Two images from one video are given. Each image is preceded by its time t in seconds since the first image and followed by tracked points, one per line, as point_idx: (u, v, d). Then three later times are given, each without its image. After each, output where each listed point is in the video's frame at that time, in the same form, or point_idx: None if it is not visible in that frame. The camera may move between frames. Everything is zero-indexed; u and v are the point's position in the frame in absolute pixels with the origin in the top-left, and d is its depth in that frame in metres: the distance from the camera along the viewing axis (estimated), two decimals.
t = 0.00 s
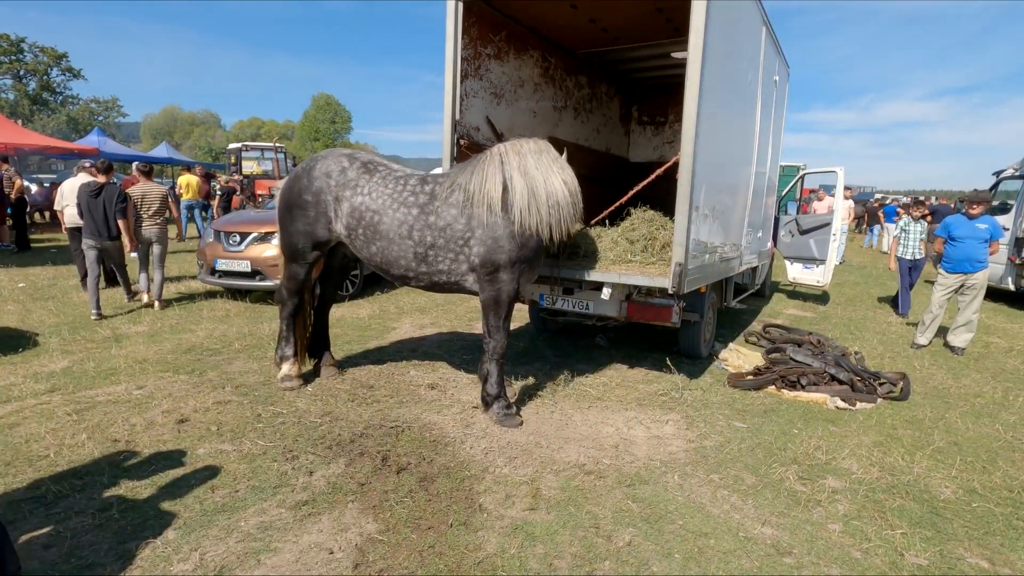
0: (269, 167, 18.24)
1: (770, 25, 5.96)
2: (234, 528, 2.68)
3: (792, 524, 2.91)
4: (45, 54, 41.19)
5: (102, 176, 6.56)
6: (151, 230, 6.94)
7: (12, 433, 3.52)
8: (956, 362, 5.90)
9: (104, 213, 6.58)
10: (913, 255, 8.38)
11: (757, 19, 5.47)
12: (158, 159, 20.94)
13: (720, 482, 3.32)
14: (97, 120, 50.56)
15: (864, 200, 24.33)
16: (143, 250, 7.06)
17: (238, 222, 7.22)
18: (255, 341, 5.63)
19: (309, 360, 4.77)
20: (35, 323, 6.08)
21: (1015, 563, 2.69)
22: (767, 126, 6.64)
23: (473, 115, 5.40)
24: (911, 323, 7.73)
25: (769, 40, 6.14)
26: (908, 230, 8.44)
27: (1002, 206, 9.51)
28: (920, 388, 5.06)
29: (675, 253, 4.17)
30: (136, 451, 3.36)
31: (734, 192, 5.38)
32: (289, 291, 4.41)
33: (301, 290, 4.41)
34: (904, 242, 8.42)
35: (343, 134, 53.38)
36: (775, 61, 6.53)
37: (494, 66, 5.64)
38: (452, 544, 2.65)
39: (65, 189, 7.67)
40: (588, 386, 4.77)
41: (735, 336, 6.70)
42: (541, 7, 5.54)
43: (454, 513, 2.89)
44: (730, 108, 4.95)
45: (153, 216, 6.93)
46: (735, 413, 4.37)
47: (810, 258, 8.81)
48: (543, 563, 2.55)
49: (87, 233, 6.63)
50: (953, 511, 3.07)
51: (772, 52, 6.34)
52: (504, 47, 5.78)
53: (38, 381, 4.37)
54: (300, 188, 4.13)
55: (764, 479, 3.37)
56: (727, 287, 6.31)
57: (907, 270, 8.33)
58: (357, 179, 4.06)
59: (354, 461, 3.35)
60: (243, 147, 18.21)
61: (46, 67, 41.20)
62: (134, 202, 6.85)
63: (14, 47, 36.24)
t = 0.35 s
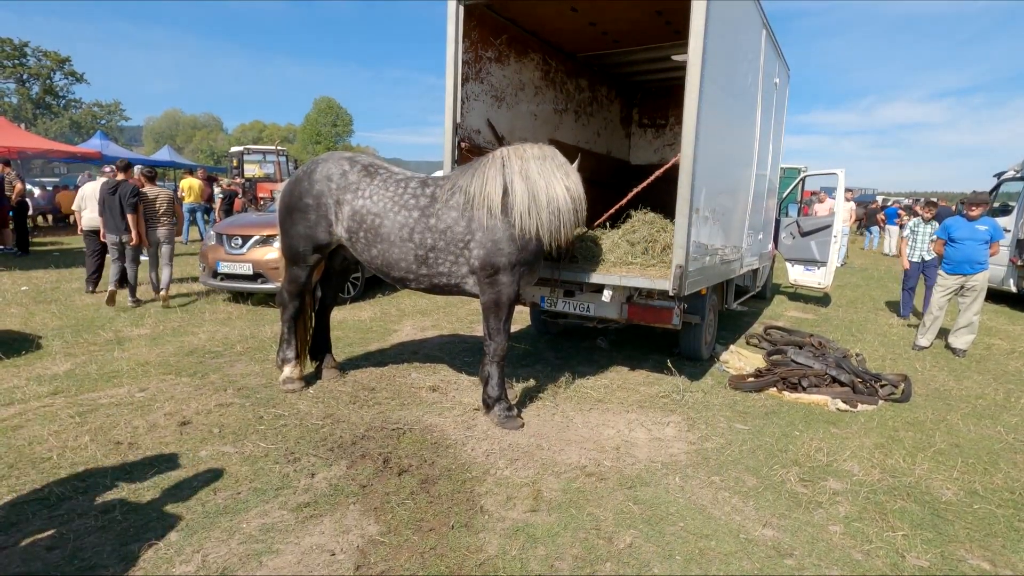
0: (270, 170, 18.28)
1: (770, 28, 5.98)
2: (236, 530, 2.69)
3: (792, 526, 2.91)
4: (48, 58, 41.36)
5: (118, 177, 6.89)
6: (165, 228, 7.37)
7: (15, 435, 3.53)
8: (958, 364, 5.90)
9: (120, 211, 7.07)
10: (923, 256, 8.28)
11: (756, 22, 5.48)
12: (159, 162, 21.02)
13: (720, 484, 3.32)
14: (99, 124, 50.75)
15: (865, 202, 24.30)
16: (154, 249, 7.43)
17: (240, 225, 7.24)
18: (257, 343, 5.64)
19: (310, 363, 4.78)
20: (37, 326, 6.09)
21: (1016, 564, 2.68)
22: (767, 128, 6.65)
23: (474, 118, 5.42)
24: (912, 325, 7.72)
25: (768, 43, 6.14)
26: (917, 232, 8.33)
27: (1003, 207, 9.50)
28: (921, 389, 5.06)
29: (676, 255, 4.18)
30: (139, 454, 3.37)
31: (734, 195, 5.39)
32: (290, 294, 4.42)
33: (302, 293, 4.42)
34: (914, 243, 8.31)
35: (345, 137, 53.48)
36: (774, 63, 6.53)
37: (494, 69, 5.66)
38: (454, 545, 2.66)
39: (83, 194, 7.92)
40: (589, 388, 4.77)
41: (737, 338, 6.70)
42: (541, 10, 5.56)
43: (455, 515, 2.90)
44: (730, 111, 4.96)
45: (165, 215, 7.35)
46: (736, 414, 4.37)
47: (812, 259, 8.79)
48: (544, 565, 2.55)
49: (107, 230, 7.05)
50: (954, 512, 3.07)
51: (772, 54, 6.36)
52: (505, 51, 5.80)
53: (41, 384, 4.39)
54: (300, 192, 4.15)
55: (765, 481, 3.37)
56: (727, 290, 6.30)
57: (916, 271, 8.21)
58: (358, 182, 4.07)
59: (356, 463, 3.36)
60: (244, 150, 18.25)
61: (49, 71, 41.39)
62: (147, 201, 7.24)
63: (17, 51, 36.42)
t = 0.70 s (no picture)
0: (271, 173, 18.30)
1: (769, 30, 5.98)
2: (236, 531, 2.68)
3: (795, 526, 2.90)
4: (49, 62, 41.45)
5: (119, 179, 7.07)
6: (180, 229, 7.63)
7: (15, 437, 3.52)
8: (960, 365, 5.89)
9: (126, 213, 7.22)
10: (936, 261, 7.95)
11: (757, 23, 5.48)
12: (160, 165, 21.06)
13: (722, 485, 3.31)
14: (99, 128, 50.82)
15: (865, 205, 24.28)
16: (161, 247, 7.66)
17: (240, 227, 7.24)
18: (257, 345, 5.63)
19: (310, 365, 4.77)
20: (37, 329, 6.08)
21: (1020, 565, 2.67)
22: (768, 130, 6.65)
23: (474, 119, 5.43)
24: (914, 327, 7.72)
25: (768, 45, 6.14)
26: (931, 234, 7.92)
27: (1004, 209, 9.49)
28: (923, 391, 5.05)
29: (677, 256, 4.18)
30: (139, 455, 3.36)
31: (734, 196, 5.39)
32: (291, 296, 4.42)
33: (302, 294, 4.41)
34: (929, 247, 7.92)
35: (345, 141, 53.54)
36: (774, 65, 6.53)
37: (495, 71, 5.67)
38: (455, 546, 2.65)
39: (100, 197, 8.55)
40: (590, 389, 4.76)
41: (738, 340, 6.69)
42: (542, 12, 5.57)
43: (457, 516, 2.89)
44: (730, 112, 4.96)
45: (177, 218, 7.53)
46: (738, 416, 4.36)
47: (812, 261, 8.78)
48: (546, 566, 2.53)
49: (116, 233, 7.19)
50: (957, 513, 3.05)
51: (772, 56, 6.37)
52: (506, 52, 5.82)
53: (41, 385, 4.38)
54: (300, 193, 4.15)
55: (767, 482, 3.36)
56: (727, 291, 6.29)
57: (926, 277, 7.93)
58: (358, 183, 4.07)
59: (356, 464, 3.36)
60: (245, 153, 18.24)
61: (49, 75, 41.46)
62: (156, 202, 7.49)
63: (18, 55, 36.51)
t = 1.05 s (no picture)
0: (272, 177, 18.34)
1: (772, 30, 5.97)
2: (238, 528, 2.65)
3: (803, 525, 2.87)
4: (52, 67, 41.63)
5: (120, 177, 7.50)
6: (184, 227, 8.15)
7: (14, 435, 3.49)
8: (965, 366, 5.86)
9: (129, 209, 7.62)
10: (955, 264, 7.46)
11: (759, 24, 5.47)
12: (161, 169, 21.10)
13: (728, 484, 3.28)
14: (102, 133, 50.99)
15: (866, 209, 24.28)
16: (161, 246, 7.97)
17: (242, 228, 7.23)
18: (258, 346, 5.61)
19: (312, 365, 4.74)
20: (37, 330, 6.05)
21: None
22: (770, 131, 6.65)
23: (477, 119, 5.43)
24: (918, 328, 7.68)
25: (771, 45, 6.14)
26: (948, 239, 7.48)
27: (1006, 212, 9.46)
28: (929, 391, 5.01)
29: (681, 254, 4.16)
30: (139, 453, 3.33)
31: (738, 197, 5.38)
32: (292, 295, 4.39)
33: (303, 293, 4.39)
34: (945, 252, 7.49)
35: (346, 145, 53.67)
36: (776, 66, 6.53)
37: (497, 72, 5.67)
38: (458, 544, 2.62)
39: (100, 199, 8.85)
40: (593, 389, 4.73)
41: (741, 341, 6.66)
42: (544, 12, 5.57)
43: (460, 514, 2.85)
44: (733, 111, 4.94)
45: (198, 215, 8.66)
46: (742, 415, 4.33)
47: (815, 263, 8.75)
48: (552, 563, 2.50)
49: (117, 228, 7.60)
50: (966, 512, 3.02)
51: (775, 57, 6.37)
52: (508, 53, 5.82)
53: (42, 385, 4.36)
54: (301, 191, 4.14)
55: (773, 480, 3.33)
56: (730, 292, 6.27)
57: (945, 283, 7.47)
58: (360, 180, 4.06)
59: (359, 462, 3.33)
60: (246, 156, 18.24)
61: (52, 80, 41.65)
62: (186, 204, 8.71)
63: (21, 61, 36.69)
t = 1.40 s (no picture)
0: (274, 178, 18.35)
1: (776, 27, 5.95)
2: (239, 520, 2.61)
3: (812, 518, 2.83)
4: (56, 71, 41.81)
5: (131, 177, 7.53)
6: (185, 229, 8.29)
7: (15, 429, 3.46)
8: (971, 364, 5.81)
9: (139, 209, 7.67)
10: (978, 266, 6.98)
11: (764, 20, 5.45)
12: (164, 171, 21.14)
13: (736, 478, 3.24)
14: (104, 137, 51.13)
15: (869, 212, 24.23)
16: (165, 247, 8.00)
17: (244, 226, 7.21)
18: (260, 343, 5.58)
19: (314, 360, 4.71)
20: (39, 327, 6.03)
21: None
22: (774, 129, 6.62)
23: (480, 116, 5.41)
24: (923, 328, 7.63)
25: (775, 42, 6.11)
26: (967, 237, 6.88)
27: (1011, 212, 9.42)
28: (936, 388, 4.97)
29: (686, 248, 4.12)
30: (140, 446, 3.30)
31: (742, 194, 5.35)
32: (294, 289, 4.36)
33: (305, 287, 4.37)
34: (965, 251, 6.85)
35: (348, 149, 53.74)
36: (780, 64, 6.50)
37: (501, 68, 5.65)
38: (463, 536, 2.58)
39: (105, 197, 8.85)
40: (597, 385, 4.70)
41: (745, 339, 6.62)
42: (548, 9, 5.55)
43: (465, 506, 2.82)
44: (738, 106, 4.92)
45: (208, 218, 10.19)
46: (748, 411, 4.29)
47: (819, 263, 8.73)
48: (558, 556, 2.46)
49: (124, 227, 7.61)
50: (978, 506, 2.98)
51: (778, 54, 6.35)
52: (511, 50, 5.80)
53: (42, 380, 4.33)
54: (304, 184, 4.12)
55: (781, 475, 3.29)
56: (735, 290, 6.22)
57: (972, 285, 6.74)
58: (364, 173, 4.04)
59: (362, 455, 3.29)
60: (249, 158, 18.24)
61: (56, 84, 41.80)
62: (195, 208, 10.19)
63: (25, 64, 36.83)
